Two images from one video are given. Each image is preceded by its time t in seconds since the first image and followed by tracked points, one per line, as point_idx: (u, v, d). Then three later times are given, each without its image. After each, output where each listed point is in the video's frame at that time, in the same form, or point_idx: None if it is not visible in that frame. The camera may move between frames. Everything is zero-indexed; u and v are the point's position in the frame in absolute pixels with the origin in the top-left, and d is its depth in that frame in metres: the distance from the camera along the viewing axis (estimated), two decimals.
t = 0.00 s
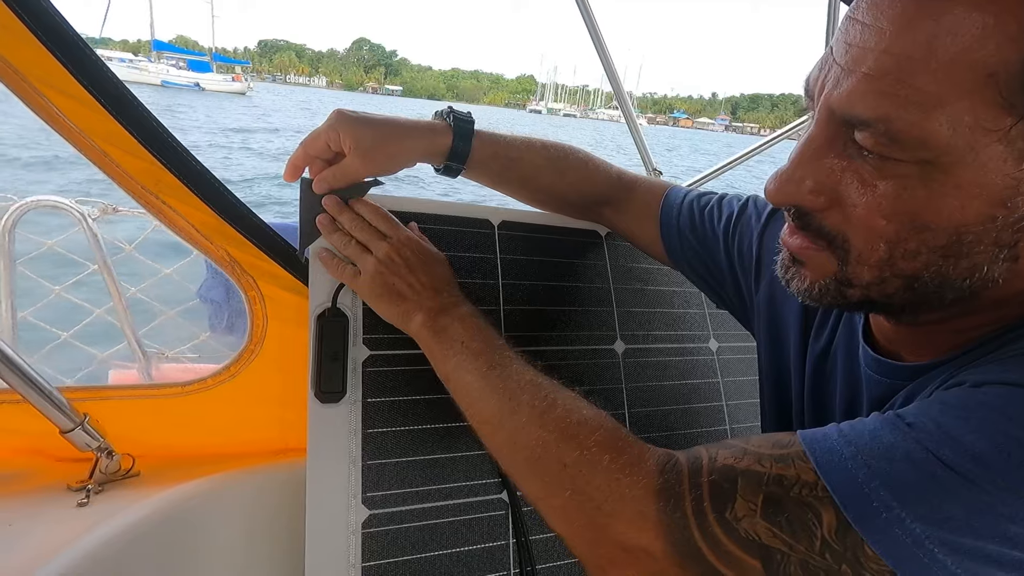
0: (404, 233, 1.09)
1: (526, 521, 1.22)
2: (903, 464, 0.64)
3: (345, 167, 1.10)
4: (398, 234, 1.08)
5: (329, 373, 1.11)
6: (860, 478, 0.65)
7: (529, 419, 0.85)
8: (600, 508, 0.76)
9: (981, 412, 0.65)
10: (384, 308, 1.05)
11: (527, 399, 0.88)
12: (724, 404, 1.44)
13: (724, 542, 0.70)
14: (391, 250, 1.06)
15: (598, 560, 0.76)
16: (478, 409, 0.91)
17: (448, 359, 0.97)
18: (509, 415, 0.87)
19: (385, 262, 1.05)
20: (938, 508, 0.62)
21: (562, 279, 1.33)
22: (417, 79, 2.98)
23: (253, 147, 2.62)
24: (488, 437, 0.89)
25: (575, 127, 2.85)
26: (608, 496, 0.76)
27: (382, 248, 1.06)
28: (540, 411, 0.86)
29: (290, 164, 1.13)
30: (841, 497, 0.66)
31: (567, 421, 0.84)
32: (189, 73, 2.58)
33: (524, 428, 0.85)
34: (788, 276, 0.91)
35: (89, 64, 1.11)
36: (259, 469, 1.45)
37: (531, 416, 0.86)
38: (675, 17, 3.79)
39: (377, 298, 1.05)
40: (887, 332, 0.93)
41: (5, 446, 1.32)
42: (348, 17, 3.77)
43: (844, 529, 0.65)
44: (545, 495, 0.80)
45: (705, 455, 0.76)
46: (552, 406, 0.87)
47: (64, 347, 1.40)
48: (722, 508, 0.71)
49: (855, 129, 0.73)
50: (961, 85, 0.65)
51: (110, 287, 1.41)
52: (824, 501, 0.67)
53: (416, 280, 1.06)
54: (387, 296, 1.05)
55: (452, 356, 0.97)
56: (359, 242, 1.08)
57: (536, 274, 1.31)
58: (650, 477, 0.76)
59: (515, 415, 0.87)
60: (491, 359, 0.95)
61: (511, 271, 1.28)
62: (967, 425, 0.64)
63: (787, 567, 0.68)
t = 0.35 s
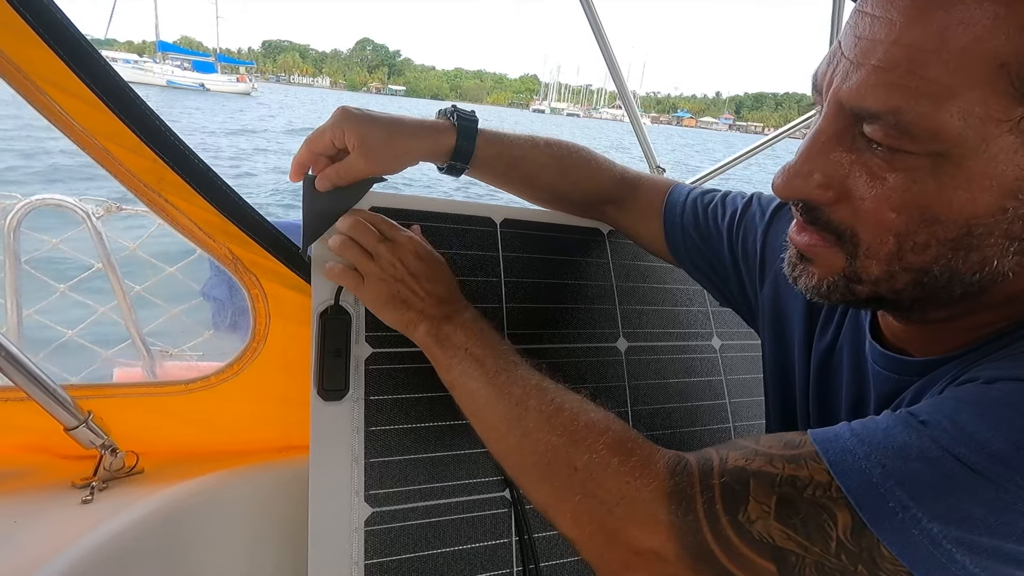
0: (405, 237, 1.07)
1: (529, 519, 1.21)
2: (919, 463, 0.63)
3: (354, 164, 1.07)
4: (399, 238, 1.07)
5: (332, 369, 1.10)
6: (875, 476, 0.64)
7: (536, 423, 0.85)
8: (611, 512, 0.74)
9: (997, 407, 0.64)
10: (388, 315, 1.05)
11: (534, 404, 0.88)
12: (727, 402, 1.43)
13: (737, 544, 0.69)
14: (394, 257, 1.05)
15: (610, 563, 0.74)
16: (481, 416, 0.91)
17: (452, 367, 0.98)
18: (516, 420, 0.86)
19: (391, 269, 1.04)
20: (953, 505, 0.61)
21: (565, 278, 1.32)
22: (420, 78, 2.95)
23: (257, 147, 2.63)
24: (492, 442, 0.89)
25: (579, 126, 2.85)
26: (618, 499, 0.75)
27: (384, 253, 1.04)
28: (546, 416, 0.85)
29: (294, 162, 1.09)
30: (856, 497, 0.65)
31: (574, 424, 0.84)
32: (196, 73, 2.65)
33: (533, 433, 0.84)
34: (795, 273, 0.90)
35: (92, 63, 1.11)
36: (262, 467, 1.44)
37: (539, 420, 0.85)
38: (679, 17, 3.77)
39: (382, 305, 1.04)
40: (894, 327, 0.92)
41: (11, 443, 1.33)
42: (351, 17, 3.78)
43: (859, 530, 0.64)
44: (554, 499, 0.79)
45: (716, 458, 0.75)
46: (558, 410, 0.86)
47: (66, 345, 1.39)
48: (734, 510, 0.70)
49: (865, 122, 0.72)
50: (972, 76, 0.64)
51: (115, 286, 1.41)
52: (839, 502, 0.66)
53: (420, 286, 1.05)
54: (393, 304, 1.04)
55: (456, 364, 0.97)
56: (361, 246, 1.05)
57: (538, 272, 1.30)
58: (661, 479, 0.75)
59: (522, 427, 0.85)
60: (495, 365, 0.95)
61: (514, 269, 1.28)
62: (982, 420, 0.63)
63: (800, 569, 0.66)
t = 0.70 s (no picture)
0: (377, 226, 1.05)
1: (527, 516, 1.20)
2: (926, 448, 0.63)
3: (371, 58, 1.21)
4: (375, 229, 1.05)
5: (329, 367, 1.10)
6: (881, 462, 0.63)
7: (527, 411, 0.82)
8: (609, 501, 0.73)
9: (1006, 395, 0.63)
10: (366, 306, 1.03)
11: (523, 390, 0.85)
12: (726, 400, 1.42)
13: (740, 531, 0.67)
14: (365, 246, 1.02)
15: (609, 552, 0.73)
16: (470, 407, 0.88)
17: (437, 355, 0.94)
18: (506, 409, 0.84)
19: (363, 259, 1.02)
20: (961, 492, 0.60)
21: (565, 275, 1.31)
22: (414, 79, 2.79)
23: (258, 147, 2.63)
24: (481, 434, 0.86)
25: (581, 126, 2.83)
26: (615, 488, 0.73)
27: (357, 244, 1.02)
28: (538, 403, 0.83)
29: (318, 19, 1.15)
30: (862, 483, 0.64)
31: (567, 412, 0.81)
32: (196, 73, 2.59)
33: (524, 422, 0.82)
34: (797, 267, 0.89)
35: (88, 60, 1.10)
36: (260, 466, 1.44)
37: (530, 408, 0.83)
38: (682, 16, 3.75)
39: (358, 296, 1.02)
40: (895, 322, 0.91)
41: (9, 441, 1.32)
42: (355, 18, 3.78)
43: (864, 516, 0.63)
44: (551, 490, 0.77)
45: (717, 444, 0.73)
46: (550, 397, 0.83)
47: (67, 344, 1.38)
48: (738, 497, 0.68)
49: (872, 110, 0.71)
50: (982, 60, 0.63)
51: (115, 284, 1.40)
52: (845, 487, 0.65)
53: (394, 275, 1.02)
54: (369, 294, 1.01)
55: (441, 353, 0.94)
56: (337, 244, 1.06)
57: (537, 269, 1.29)
58: (661, 466, 0.73)
59: (513, 414, 0.83)
60: (483, 354, 0.92)
61: (512, 267, 1.27)
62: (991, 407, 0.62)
63: (808, 563, 0.64)
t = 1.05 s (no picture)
0: (371, 224, 1.05)
1: (526, 517, 1.20)
2: (927, 441, 0.62)
3: (392, 60, 1.20)
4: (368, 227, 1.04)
5: (326, 366, 1.10)
6: (882, 455, 0.63)
7: (528, 406, 0.81)
8: (614, 496, 0.72)
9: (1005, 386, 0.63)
10: (359, 304, 1.02)
11: (523, 384, 0.84)
12: (724, 399, 1.42)
13: (742, 521, 0.67)
14: (358, 242, 1.01)
15: (615, 544, 0.72)
16: (473, 404, 0.86)
17: (433, 352, 0.93)
18: (506, 405, 0.83)
19: (357, 257, 1.01)
20: (961, 484, 0.60)
21: (564, 275, 1.31)
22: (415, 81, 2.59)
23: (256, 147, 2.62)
24: (481, 431, 0.85)
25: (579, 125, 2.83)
26: (620, 482, 0.72)
27: (351, 242, 1.02)
28: (538, 398, 0.81)
29: (331, 40, 1.14)
30: (862, 476, 0.63)
31: (568, 406, 0.80)
32: (195, 72, 2.67)
33: (523, 418, 0.80)
34: (853, 278, 0.80)
35: (83, 62, 1.09)
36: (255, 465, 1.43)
37: (530, 403, 0.81)
38: (679, 16, 3.74)
39: (351, 295, 1.02)
40: (902, 322, 0.89)
41: (6, 442, 1.31)
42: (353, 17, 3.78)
43: (865, 507, 0.63)
44: (552, 485, 0.76)
45: (718, 437, 0.73)
46: (550, 391, 0.82)
47: (65, 344, 1.38)
48: (739, 487, 0.68)
49: (955, 84, 0.66)
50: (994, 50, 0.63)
51: (111, 283, 1.39)
52: (845, 480, 0.64)
53: (387, 271, 1.01)
54: (362, 292, 1.01)
55: (438, 350, 0.93)
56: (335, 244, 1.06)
57: (534, 269, 1.29)
58: (662, 458, 0.72)
59: (510, 413, 0.82)
60: (481, 350, 0.91)
61: (509, 267, 1.26)
62: (991, 401, 0.62)
63: (805, 545, 0.65)
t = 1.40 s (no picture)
0: (371, 228, 1.03)
1: (524, 517, 1.19)
2: (930, 442, 0.61)
3: (441, 59, 1.19)
4: (365, 232, 1.04)
5: (322, 369, 1.09)
6: (886, 455, 0.62)
7: (536, 411, 0.80)
8: (622, 496, 0.72)
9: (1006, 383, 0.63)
10: (359, 308, 1.02)
11: (532, 389, 0.83)
12: (721, 398, 1.41)
13: (750, 520, 0.67)
14: (358, 247, 1.00)
15: (626, 541, 0.73)
16: (482, 406, 0.86)
17: (439, 357, 0.93)
18: (514, 408, 0.82)
19: (357, 261, 1.00)
20: (964, 482, 0.60)
21: (560, 275, 1.31)
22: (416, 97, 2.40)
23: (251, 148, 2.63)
24: (491, 435, 0.85)
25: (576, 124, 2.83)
26: (633, 484, 0.72)
27: (352, 246, 1.01)
28: (546, 402, 0.81)
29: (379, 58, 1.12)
30: (867, 476, 0.63)
31: (579, 410, 0.79)
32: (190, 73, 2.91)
33: (533, 422, 0.80)
34: (954, 275, 0.75)
35: (75, 64, 1.08)
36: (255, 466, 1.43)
37: (538, 408, 0.81)
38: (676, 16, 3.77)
39: (350, 298, 1.01)
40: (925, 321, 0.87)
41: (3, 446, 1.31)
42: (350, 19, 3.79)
43: (870, 506, 0.62)
44: (565, 488, 0.76)
45: (724, 437, 0.73)
46: (558, 395, 0.82)
47: (61, 348, 1.38)
48: (746, 486, 0.68)
49: None
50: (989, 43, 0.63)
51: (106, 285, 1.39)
52: (850, 480, 0.64)
53: (388, 276, 1.01)
54: (360, 295, 1.01)
55: (444, 355, 0.92)
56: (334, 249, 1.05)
57: (531, 270, 1.28)
58: (671, 459, 0.72)
59: (517, 419, 0.81)
60: (485, 355, 0.90)
61: (506, 268, 1.26)
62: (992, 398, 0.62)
63: (812, 543, 0.65)
